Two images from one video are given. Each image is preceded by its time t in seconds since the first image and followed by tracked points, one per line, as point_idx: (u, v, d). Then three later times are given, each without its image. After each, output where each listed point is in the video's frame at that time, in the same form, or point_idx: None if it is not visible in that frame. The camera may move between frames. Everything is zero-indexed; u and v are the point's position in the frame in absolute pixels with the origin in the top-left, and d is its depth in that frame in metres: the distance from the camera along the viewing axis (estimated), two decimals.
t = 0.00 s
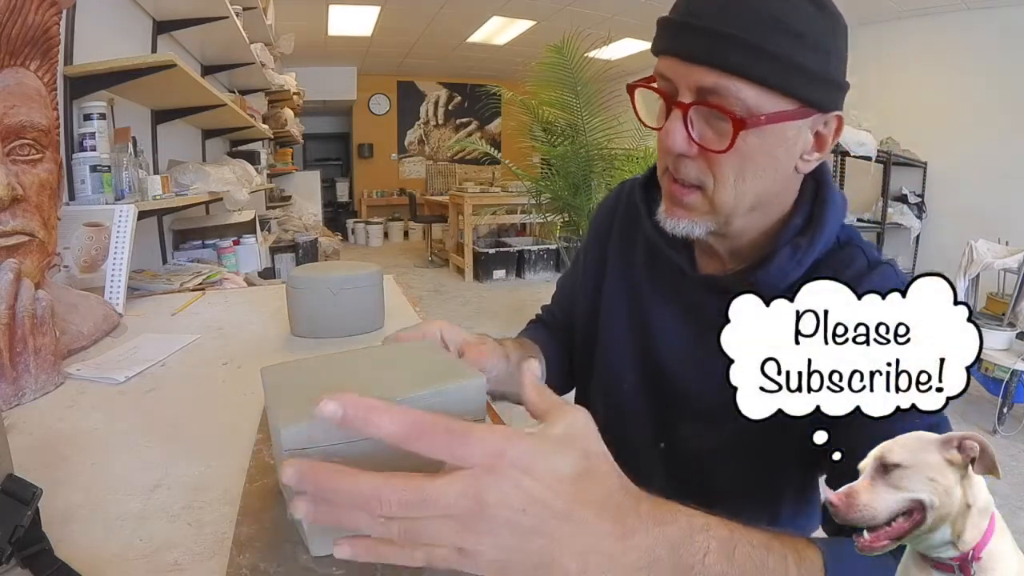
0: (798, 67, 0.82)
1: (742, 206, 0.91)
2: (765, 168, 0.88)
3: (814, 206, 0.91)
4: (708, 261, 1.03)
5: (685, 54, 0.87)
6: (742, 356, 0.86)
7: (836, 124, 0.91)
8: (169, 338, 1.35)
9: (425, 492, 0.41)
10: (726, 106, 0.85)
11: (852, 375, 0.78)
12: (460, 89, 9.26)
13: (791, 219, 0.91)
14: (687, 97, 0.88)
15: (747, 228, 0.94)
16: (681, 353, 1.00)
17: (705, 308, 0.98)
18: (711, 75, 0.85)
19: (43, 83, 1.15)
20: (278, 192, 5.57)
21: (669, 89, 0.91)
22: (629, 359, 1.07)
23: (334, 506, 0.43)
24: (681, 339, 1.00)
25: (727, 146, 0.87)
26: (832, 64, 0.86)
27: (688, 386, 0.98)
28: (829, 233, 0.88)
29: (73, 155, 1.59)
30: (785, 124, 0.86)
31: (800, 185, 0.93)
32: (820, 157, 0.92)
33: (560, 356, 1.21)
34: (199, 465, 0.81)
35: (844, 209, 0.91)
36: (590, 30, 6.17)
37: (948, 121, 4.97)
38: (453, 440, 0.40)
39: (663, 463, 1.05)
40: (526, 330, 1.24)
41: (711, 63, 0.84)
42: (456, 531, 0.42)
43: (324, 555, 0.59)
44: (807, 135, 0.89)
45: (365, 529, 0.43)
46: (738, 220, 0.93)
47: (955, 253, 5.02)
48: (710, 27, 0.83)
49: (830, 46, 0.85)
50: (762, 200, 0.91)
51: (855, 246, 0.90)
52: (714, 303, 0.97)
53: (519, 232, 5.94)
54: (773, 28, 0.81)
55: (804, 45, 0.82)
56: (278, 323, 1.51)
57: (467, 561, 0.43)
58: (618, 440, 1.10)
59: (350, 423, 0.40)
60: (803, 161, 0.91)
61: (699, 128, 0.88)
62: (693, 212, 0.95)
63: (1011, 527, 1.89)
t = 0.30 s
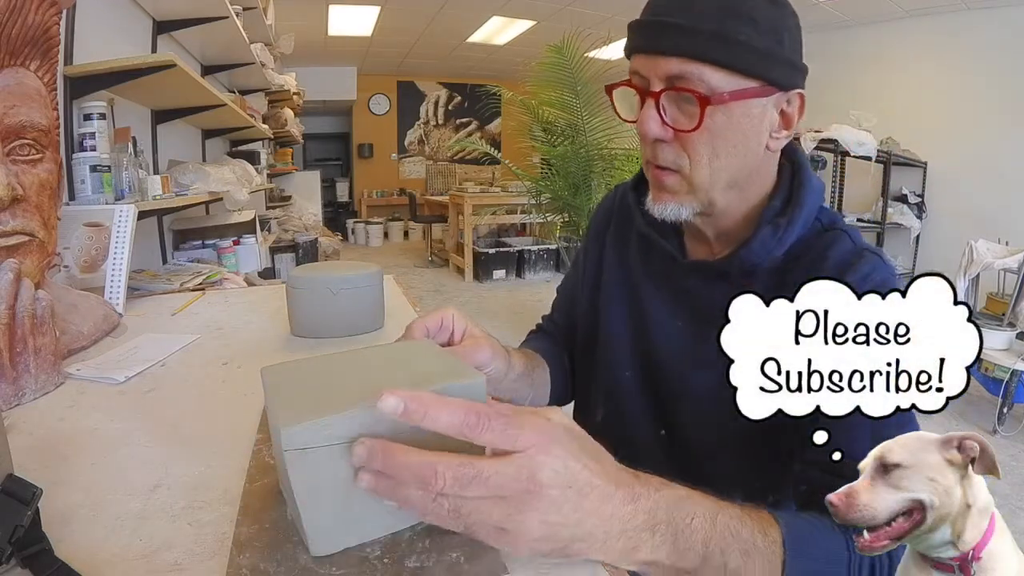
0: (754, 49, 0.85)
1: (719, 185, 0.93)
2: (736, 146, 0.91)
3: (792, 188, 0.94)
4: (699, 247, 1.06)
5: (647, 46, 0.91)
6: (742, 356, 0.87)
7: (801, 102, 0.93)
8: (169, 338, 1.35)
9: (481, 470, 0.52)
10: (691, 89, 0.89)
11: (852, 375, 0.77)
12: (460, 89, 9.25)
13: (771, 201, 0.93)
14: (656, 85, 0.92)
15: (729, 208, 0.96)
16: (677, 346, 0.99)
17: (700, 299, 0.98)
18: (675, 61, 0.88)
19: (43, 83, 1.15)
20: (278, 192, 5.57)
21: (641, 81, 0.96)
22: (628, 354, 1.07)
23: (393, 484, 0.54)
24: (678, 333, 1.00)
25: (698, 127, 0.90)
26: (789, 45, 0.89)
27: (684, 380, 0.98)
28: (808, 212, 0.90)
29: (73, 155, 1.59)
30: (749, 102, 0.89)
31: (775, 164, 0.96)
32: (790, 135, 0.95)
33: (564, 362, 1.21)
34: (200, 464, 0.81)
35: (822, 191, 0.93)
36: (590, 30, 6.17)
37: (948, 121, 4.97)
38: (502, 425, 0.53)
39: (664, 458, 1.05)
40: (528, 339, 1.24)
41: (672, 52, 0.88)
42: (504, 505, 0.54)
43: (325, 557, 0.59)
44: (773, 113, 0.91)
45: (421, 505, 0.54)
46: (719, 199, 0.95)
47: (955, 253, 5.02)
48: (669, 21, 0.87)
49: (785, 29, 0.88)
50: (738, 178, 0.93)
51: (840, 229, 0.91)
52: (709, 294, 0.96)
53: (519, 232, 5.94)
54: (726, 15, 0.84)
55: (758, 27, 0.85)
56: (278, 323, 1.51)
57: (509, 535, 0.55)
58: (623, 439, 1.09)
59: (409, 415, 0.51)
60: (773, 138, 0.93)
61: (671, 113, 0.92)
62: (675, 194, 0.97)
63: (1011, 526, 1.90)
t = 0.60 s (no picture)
0: (687, 39, 0.87)
1: (676, 175, 0.94)
2: (689, 136, 0.92)
3: (761, 180, 0.94)
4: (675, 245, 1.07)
5: (590, 53, 0.94)
6: (742, 356, 0.87)
7: (747, 89, 0.95)
8: (169, 338, 1.35)
9: (551, 449, 0.59)
10: (635, 85, 0.90)
11: (852, 375, 0.81)
12: (460, 89, 9.25)
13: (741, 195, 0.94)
14: (603, 88, 0.94)
15: (691, 199, 0.97)
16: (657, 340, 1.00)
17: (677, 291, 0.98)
18: (616, 61, 0.90)
19: (43, 83, 1.15)
20: (278, 192, 5.57)
21: (590, 89, 0.98)
22: (612, 350, 1.08)
23: (468, 462, 0.61)
24: (657, 328, 1.00)
25: (647, 120, 0.91)
26: (725, 36, 0.91)
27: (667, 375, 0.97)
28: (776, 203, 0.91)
29: (73, 155, 1.59)
30: (692, 91, 0.90)
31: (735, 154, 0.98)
32: (742, 121, 0.96)
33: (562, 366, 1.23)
34: (200, 464, 0.81)
35: (790, 183, 0.94)
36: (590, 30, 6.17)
37: (948, 121, 4.96)
38: (576, 416, 0.60)
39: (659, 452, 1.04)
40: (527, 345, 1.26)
41: (612, 54, 0.90)
42: (570, 482, 0.60)
43: (324, 557, 0.59)
44: (719, 100, 0.93)
45: (492, 482, 0.60)
46: (682, 190, 0.96)
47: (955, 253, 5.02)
48: (606, 27, 0.91)
49: (719, 21, 0.90)
50: (693, 168, 0.94)
51: (810, 217, 0.91)
52: (686, 287, 0.97)
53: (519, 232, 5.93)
54: (655, 12, 0.87)
55: (689, 20, 0.87)
56: (279, 323, 1.51)
57: (565, 510, 0.60)
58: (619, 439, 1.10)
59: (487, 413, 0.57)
60: (725, 126, 0.95)
61: (621, 112, 0.94)
62: (638, 191, 0.98)
63: (1011, 526, 1.90)
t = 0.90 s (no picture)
0: (615, 44, 0.88)
1: (629, 177, 0.95)
2: (632, 138, 0.93)
3: (727, 176, 0.95)
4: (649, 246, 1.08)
5: (533, 73, 0.96)
6: (742, 356, 0.87)
7: (690, 84, 0.95)
8: (169, 338, 1.35)
9: (551, 446, 0.60)
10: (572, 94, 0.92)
11: (852, 375, 0.83)
12: (460, 88, 9.25)
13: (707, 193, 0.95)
14: (546, 102, 0.96)
15: (651, 199, 0.97)
16: (635, 340, 1.01)
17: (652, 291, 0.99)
18: (552, 74, 0.92)
19: (43, 83, 1.15)
20: (279, 192, 5.58)
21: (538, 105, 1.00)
22: (596, 350, 1.09)
23: (468, 459, 0.61)
24: (635, 329, 1.02)
25: (589, 127, 0.93)
26: (659, 36, 0.91)
27: (646, 375, 0.99)
28: (745, 197, 0.91)
29: (73, 155, 1.59)
30: (628, 93, 0.91)
31: (693, 150, 0.99)
32: (689, 116, 0.96)
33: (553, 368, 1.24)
34: (200, 464, 0.81)
35: (757, 176, 0.94)
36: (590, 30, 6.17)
37: (948, 121, 4.97)
38: (580, 416, 0.60)
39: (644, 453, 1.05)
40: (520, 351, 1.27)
41: (548, 69, 0.92)
42: (570, 481, 0.60)
43: (324, 557, 0.59)
44: (659, 99, 0.93)
45: (492, 480, 0.61)
46: (638, 191, 0.96)
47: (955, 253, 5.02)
48: (542, 46, 0.93)
49: (649, 22, 0.90)
50: (646, 168, 0.95)
51: (781, 209, 0.91)
52: (660, 286, 0.98)
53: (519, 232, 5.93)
54: (582, 24, 0.89)
55: (616, 25, 0.88)
56: (278, 323, 1.51)
57: (564, 509, 0.60)
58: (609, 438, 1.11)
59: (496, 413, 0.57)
60: (670, 122, 0.94)
61: (564, 122, 0.95)
62: (593, 197, 0.99)
63: (1011, 527, 1.90)
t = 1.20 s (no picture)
0: (592, 50, 0.88)
1: (613, 179, 0.95)
2: (614, 142, 0.93)
3: (712, 175, 0.95)
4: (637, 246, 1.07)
5: (513, 82, 0.97)
6: (742, 357, 0.86)
7: (669, 84, 0.94)
8: (170, 338, 1.35)
9: (551, 448, 0.60)
10: (552, 101, 0.92)
11: (853, 375, 0.85)
12: (460, 88, 9.25)
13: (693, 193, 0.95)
14: (528, 109, 0.96)
15: (636, 200, 0.97)
16: (624, 342, 1.01)
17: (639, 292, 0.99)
18: (532, 84, 0.93)
19: (43, 83, 1.15)
20: (278, 192, 5.58)
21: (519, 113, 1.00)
22: (587, 352, 1.09)
23: (467, 461, 0.61)
24: (623, 330, 1.02)
25: (570, 133, 0.93)
26: (635, 39, 0.91)
27: (637, 377, 0.99)
28: (728, 197, 0.91)
29: (73, 155, 1.59)
30: (607, 98, 0.91)
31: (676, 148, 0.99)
32: (672, 115, 0.95)
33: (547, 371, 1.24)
34: (199, 464, 0.81)
35: (743, 175, 0.94)
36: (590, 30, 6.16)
37: (949, 121, 4.96)
38: (581, 417, 0.61)
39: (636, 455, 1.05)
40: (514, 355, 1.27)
41: (527, 77, 0.92)
42: (569, 484, 0.60)
43: (323, 557, 0.59)
44: (639, 100, 0.92)
45: (490, 483, 0.61)
46: (623, 193, 0.96)
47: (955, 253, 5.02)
48: (521, 55, 0.93)
49: (624, 26, 0.90)
50: (629, 170, 0.94)
51: (767, 208, 0.91)
52: (647, 287, 0.98)
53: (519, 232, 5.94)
54: (559, 32, 0.89)
55: (590, 32, 0.88)
56: (278, 323, 1.51)
57: (564, 512, 0.60)
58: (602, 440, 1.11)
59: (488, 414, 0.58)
60: (652, 123, 0.94)
61: (546, 129, 0.95)
62: (579, 200, 0.99)
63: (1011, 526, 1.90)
